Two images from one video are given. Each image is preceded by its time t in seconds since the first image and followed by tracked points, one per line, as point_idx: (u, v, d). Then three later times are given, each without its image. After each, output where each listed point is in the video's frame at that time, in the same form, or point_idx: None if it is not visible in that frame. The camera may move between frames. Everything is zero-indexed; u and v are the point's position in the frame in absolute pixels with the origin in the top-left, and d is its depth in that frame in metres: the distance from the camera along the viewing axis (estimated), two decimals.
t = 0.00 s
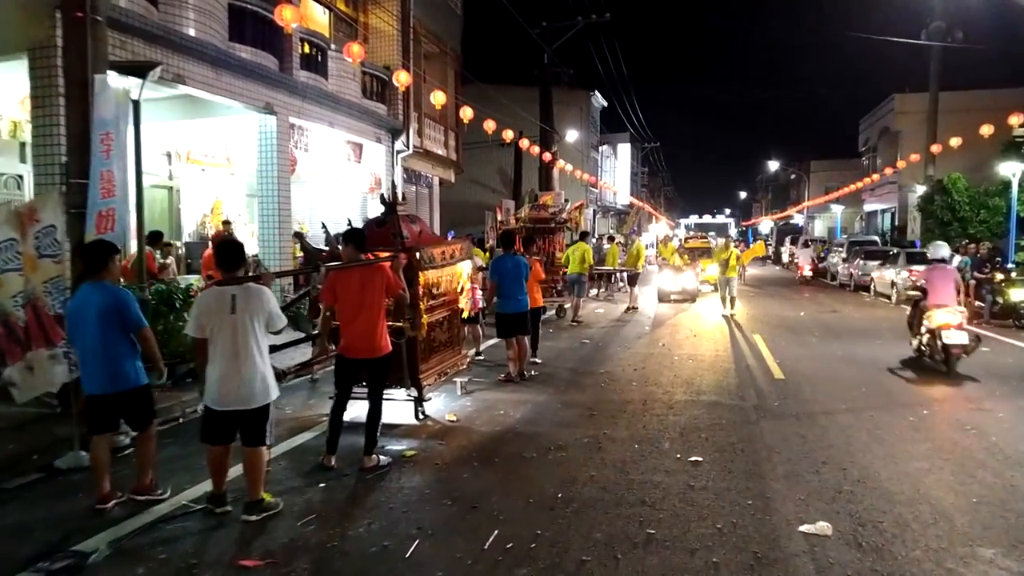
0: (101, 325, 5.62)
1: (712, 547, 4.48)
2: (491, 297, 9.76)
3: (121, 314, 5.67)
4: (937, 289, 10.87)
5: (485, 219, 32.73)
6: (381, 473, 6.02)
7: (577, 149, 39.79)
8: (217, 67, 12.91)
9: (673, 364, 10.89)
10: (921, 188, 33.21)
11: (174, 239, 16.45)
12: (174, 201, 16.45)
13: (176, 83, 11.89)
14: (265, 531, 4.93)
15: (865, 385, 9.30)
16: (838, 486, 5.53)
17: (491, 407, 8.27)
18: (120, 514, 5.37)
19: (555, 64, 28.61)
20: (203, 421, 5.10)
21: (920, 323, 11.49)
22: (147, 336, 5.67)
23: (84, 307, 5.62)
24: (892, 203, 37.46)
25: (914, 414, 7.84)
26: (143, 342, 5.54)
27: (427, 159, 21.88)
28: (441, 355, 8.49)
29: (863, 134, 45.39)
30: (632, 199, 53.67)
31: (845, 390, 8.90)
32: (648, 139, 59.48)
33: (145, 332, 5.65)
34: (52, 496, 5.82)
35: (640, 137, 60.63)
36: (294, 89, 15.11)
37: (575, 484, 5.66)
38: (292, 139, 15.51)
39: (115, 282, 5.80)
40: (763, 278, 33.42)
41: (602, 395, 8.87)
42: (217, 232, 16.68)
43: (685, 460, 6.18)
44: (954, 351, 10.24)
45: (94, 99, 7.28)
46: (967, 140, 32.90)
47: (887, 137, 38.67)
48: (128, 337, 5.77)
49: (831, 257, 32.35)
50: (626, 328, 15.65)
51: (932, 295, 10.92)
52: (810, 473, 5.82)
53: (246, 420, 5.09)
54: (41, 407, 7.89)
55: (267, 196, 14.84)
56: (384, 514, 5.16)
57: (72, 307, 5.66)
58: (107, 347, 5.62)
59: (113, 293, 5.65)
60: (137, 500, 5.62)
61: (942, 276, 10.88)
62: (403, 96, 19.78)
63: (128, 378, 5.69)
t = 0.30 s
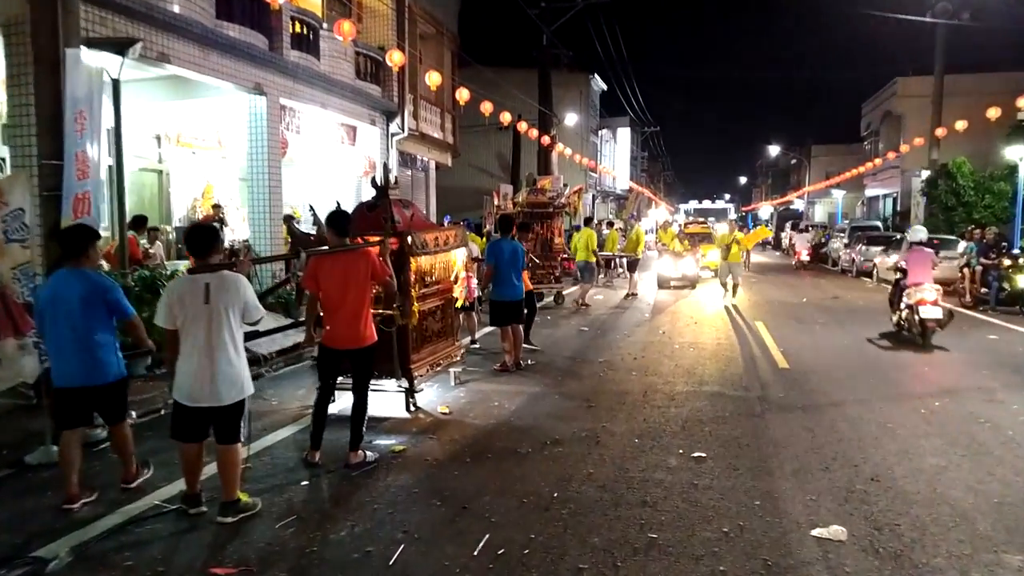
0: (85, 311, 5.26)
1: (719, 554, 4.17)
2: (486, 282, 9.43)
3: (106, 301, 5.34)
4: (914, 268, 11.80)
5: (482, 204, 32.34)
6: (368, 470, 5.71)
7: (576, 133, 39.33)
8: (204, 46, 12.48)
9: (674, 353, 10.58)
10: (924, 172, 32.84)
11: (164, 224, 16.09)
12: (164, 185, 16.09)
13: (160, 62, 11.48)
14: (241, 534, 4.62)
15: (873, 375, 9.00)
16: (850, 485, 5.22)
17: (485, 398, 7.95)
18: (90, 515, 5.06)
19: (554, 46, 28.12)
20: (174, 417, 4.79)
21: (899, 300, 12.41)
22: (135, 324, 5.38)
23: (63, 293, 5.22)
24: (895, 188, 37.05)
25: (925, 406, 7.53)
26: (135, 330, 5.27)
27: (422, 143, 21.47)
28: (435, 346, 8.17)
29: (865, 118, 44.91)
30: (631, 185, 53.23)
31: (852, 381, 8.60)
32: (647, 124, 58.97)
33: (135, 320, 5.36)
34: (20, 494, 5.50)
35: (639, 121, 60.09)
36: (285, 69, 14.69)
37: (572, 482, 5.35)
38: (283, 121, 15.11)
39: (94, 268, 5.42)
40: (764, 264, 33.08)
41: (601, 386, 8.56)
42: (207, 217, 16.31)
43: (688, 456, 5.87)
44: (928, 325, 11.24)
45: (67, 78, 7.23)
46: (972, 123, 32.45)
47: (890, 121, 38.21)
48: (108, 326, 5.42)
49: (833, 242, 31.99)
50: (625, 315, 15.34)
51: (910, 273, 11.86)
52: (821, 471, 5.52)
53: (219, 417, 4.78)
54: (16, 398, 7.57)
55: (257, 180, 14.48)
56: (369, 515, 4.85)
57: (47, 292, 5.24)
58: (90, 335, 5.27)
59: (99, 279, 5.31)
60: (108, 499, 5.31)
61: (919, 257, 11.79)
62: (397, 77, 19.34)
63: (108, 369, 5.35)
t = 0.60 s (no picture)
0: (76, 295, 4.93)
1: (731, 560, 3.86)
2: (481, 264, 9.07)
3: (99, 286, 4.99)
4: (899, 244, 12.82)
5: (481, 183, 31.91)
6: (355, 465, 5.39)
7: (576, 112, 38.75)
8: (189, 18, 12.01)
9: (677, 336, 10.26)
10: (928, 151, 32.37)
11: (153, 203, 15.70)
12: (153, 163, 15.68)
13: (143, 34, 11.02)
14: (216, 536, 4.30)
15: (884, 360, 8.68)
16: (868, 481, 4.91)
17: (480, 385, 7.63)
18: (58, 512, 4.74)
19: (553, 21, 27.53)
20: (144, 411, 4.46)
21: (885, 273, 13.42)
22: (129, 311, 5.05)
23: (51, 271, 4.88)
24: (898, 167, 36.59)
25: (940, 393, 7.22)
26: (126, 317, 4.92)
27: (419, 120, 21.01)
28: (429, 331, 7.81)
29: (868, 96, 44.30)
30: (631, 164, 52.70)
31: (862, 367, 8.28)
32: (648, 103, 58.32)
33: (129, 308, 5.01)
34: None
35: (639, 100, 59.45)
36: (275, 43, 14.21)
37: (572, 477, 5.03)
38: (274, 97, 14.66)
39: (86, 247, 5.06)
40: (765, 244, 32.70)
41: (602, 371, 8.24)
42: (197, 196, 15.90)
43: (694, 448, 5.55)
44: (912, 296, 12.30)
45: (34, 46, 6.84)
46: (978, 102, 31.90)
47: (894, 100, 37.66)
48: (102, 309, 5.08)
49: (835, 223, 31.60)
50: (625, 297, 15.01)
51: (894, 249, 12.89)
52: (836, 464, 5.20)
53: (193, 410, 4.45)
54: None
55: (247, 159, 14.06)
56: (355, 514, 4.53)
57: (34, 269, 4.89)
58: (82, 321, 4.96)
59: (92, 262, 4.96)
60: (77, 495, 4.99)
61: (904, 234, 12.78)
62: (392, 52, 18.85)
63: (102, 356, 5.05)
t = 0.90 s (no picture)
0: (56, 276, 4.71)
1: (736, 569, 3.58)
2: (474, 245, 8.75)
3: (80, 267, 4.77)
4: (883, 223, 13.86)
5: (478, 163, 31.45)
6: (337, 460, 5.11)
7: (575, 90, 38.16)
8: None
9: (677, 321, 9.96)
10: (932, 131, 31.92)
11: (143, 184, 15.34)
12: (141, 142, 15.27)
13: (123, 6, 10.59)
14: (183, 541, 4.02)
15: (890, 347, 8.39)
16: (881, 479, 4.62)
17: (473, 372, 7.33)
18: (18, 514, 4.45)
19: None
20: (107, 406, 4.16)
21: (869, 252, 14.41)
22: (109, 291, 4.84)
23: (30, 253, 4.64)
24: (900, 147, 36.13)
25: (951, 382, 6.94)
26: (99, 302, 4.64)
27: (414, 98, 20.55)
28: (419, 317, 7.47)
29: (871, 75, 43.67)
30: (631, 144, 52.13)
31: (869, 353, 8.00)
32: (648, 82, 57.61)
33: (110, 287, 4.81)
34: None
35: (639, 79, 58.73)
36: (263, 17, 13.76)
37: (566, 475, 4.74)
38: (264, 74, 14.22)
39: (67, 229, 4.81)
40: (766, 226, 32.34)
41: (599, 358, 7.95)
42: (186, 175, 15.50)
43: (695, 442, 5.26)
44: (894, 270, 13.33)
45: None
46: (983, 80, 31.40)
47: (897, 78, 37.11)
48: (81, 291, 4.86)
49: (837, 203, 31.22)
50: (624, 279, 14.70)
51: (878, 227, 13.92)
52: (846, 460, 4.91)
53: (158, 405, 4.15)
54: None
55: (236, 137, 13.66)
56: (333, 516, 4.24)
57: (13, 250, 4.66)
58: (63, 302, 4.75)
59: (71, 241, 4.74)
60: (40, 494, 4.68)
61: (889, 214, 13.87)
62: (386, 28, 18.35)
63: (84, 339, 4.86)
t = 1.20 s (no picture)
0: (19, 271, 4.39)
1: None
2: (465, 239, 8.42)
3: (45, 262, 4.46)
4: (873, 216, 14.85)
5: (475, 154, 31.05)
6: (315, 470, 4.81)
7: (574, 79, 37.71)
8: None
9: (676, 317, 9.67)
10: (933, 121, 31.59)
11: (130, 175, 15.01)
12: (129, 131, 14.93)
13: None
14: (143, 562, 3.72)
15: (896, 343, 8.12)
16: (893, 492, 4.34)
17: (463, 373, 7.03)
18: None
19: None
20: (61, 416, 3.86)
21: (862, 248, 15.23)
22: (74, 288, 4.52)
23: None
24: (901, 137, 35.77)
25: (961, 382, 6.66)
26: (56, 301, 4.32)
27: (408, 86, 20.16)
28: (408, 315, 7.17)
29: (872, 64, 43.26)
30: (629, 134, 51.67)
31: (874, 352, 7.71)
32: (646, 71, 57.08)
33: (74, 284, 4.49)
34: None
35: (638, 69, 58.17)
36: (251, 2, 13.35)
37: (558, 487, 4.45)
38: (252, 61, 13.87)
39: (31, 218, 4.52)
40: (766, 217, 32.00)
41: (595, 356, 7.65)
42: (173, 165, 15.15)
43: (694, 450, 4.97)
44: (878, 257, 14.30)
45: None
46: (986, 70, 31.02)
47: (898, 67, 36.71)
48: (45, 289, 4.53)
49: (837, 194, 30.90)
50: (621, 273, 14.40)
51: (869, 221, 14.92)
52: (854, 471, 4.63)
53: (115, 416, 3.85)
54: None
55: (223, 126, 13.30)
56: (306, 533, 3.96)
57: None
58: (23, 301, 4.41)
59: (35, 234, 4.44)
60: None
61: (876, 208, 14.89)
62: (379, 14, 17.94)
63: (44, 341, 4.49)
